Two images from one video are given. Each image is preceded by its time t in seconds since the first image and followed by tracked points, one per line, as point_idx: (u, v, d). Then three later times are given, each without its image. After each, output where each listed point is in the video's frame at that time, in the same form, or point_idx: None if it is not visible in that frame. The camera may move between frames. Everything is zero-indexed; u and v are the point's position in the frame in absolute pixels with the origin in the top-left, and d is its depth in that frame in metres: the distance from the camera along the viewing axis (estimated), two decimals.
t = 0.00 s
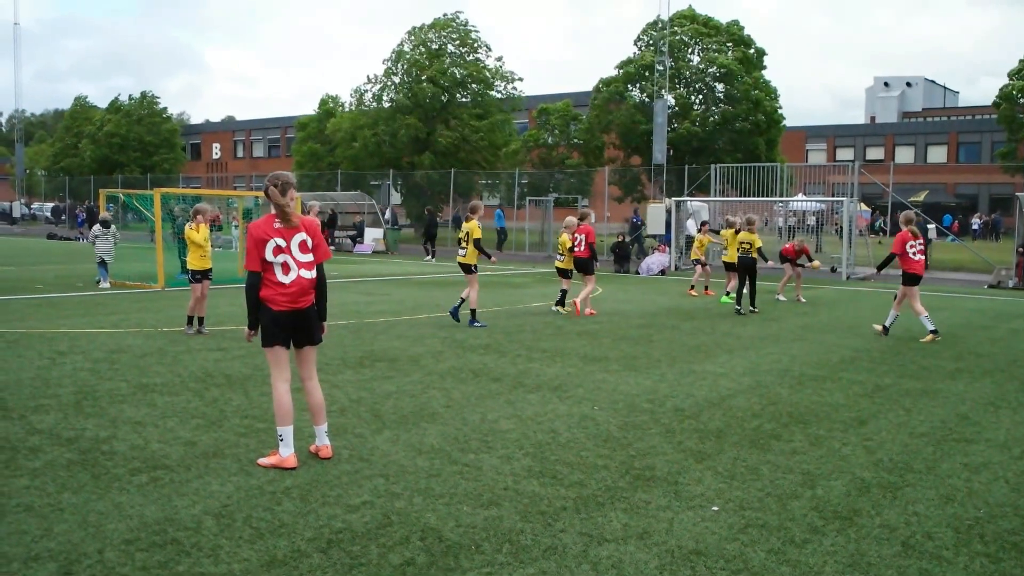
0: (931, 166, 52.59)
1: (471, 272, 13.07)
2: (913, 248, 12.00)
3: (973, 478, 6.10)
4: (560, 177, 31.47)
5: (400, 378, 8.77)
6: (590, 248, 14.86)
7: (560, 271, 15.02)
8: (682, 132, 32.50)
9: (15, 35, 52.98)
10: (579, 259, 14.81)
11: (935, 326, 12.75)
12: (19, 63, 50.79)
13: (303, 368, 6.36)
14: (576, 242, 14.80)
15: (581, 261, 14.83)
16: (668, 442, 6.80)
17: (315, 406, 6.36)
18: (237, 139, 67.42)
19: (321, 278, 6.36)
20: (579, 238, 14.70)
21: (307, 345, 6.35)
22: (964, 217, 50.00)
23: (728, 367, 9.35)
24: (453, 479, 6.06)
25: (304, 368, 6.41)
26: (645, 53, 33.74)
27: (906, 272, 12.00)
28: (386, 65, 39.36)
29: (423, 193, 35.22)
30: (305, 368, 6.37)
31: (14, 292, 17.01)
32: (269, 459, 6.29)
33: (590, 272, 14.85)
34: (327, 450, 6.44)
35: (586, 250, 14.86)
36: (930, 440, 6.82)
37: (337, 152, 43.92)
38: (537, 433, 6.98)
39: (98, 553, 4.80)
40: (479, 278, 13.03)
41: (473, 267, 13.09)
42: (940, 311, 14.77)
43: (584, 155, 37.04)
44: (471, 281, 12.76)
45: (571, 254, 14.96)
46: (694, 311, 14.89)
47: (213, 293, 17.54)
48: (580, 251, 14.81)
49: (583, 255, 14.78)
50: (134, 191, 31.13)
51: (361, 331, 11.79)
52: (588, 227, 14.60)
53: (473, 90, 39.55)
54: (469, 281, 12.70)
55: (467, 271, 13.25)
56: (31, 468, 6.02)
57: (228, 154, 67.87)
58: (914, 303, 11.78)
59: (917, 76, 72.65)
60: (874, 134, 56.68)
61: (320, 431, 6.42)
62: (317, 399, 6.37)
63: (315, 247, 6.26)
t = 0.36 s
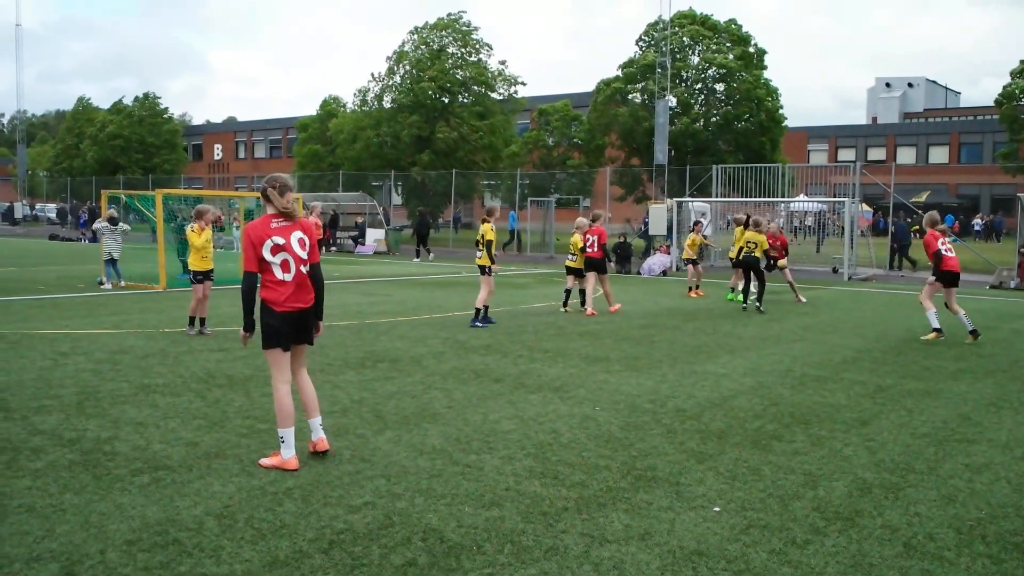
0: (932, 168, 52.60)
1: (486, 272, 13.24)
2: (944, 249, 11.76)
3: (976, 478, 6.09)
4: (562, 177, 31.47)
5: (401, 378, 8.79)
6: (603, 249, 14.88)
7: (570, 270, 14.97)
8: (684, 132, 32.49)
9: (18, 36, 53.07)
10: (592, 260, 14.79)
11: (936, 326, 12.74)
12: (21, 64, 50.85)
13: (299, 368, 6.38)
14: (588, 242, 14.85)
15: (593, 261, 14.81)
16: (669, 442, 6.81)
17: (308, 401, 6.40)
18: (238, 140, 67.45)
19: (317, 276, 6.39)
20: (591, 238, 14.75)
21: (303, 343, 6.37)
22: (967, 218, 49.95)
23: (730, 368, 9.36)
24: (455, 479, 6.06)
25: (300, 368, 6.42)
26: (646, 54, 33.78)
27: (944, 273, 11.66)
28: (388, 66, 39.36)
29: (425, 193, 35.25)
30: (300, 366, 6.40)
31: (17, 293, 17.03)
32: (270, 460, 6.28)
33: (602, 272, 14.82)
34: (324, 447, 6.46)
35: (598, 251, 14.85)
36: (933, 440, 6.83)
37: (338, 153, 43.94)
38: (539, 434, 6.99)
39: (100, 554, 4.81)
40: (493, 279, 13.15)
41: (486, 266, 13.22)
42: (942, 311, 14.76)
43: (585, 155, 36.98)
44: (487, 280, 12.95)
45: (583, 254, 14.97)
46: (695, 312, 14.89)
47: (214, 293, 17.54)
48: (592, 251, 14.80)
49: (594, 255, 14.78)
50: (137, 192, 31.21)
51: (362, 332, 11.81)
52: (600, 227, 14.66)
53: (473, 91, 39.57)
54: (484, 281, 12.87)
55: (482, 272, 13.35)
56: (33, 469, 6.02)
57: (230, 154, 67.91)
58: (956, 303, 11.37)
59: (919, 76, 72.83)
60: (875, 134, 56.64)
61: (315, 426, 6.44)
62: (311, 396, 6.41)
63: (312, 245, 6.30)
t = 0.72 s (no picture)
0: (939, 168, 52.58)
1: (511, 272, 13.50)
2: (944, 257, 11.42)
3: (983, 480, 6.08)
4: (567, 177, 31.44)
5: (407, 378, 8.79)
6: (619, 248, 15.07)
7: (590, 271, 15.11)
8: (689, 132, 32.46)
9: (26, 38, 53.28)
10: (610, 258, 14.97)
11: (944, 327, 12.71)
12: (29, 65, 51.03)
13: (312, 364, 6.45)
14: (605, 242, 15.02)
15: (611, 259, 15.04)
16: (675, 443, 6.81)
17: (315, 392, 6.55)
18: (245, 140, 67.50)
19: (325, 273, 6.40)
20: (607, 238, 14.92)
21: (317, 342, 6.39)
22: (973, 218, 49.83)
23: (736, 368, 9.35)
24: (462, 480, 6.06)
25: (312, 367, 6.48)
26: (651, 54, 33.78)
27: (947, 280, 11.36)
28: (393, 66, 39.38)
29: (431, 194, 35.30)
30: (313, 363, 6.45)
31: (24, 293, 17.09)
32: (278, 460, 6.29)
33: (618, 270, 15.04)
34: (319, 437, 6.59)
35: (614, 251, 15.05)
36: (939, 441, 6.83)
37: (344, 153, 43.98)
38: (545, 434, 6.99)
39: (107, 553, 4.82)
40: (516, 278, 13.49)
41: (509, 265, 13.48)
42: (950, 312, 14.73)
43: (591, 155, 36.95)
44: (512, 282, 13.36)
45: (600, 254, 15.08)
46: (701, 312, 14.87)
47: (220, 294, 17.54)
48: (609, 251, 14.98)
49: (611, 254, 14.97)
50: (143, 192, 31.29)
51: (369, 332, 11.82)
52: (616, 226, 14.80)
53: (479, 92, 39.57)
54: (510, 283, 13.31)
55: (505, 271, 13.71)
56: (40, 468, 6.04)
57: (236, 155, 67.99)
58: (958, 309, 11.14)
59: (925, 76, 72.62)
60: (881, 134, 56.57)
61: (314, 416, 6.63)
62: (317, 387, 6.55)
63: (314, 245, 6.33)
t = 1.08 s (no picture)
0: (982, 167, 51.66)
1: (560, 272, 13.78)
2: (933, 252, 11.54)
3: None
4: (604, 177, 31.37)
5: (445, 378, 8.83)
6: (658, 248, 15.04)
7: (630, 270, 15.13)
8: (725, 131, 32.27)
9: (71, 42, 54.44)
10: (647, 258, 14.92)
11: (988, 329, 12.49)
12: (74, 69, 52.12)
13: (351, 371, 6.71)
14: (641, 242, 15.02)
15: (647, 260, 14.99)
16: (713, 445, 6.77)
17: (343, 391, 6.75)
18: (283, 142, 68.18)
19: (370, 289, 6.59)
20: (642, 238, 14.93)
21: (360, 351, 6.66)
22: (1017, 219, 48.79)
23: (775, 370, 9.28)
24: (498, 480, 6.07)
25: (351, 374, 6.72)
26: (688, 53, 33.68)
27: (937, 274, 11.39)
28: (429, 67, 39.62)
29: (467, 195, 35.45)
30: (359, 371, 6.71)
31: (69, 292, 17.44)
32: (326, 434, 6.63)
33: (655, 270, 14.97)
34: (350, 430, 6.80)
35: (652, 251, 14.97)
36: (983, 446, 6.72)
37: (382, 154, 44.29)
38: (583, 435, 6.98)
39: (150, 548, 4.90)
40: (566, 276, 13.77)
41: (559, 265, 13.81)
42: (996, 314, 14.46)
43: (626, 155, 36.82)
44: (562, 277, 13.55)
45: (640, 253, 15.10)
46: (740, 313, 14.77)
47: (259, 294, 17.75)
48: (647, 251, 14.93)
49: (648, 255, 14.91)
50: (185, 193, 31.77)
51: (408, 332, 11.89)
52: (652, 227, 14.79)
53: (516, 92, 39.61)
54: (559, 279, 13.53)
55: (556, 271, 13.97)
56: (85, 464, 6.14)
57: (275, 156, 68.69)
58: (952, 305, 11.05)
59: (968, 74, 71.45)
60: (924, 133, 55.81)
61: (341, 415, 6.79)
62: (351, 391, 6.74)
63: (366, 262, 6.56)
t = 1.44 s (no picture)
0: (1009, 165, 51.06)
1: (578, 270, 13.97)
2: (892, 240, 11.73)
3: None
4: (626, 177, 31.31)
5: (468, 377, 8.84)
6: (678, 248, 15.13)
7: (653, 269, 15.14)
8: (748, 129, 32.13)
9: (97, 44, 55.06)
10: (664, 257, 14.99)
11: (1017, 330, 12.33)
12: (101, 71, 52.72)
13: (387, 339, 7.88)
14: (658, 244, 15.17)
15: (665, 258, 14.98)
16: (736, 445, 6.74)
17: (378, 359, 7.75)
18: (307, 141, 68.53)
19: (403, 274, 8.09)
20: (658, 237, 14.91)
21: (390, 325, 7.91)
22: None
23: (799, 370, 9.22)
24: (521, 479, 6.07)
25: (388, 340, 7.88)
26: (711, 51, 33.65)
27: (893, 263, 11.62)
28: (452, 67, 39.78)
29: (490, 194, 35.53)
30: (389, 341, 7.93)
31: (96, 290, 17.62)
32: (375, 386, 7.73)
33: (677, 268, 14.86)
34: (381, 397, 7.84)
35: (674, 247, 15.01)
36: (1011, 447, 6.65)
37: (405, 153, 44.39)
38: (606, 434, 6.98)
39: (175, 544, 4.94)
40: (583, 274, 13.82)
41: (575, 263, 13.85)
42: None
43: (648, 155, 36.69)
44: (582, 277, 13.54)
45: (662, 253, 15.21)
46: (763, 313, 14.70)
47: (283, 293, 17.84)
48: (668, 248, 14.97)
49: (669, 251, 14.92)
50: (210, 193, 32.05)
51: (429, 331, 11.90)
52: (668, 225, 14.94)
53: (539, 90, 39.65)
54: (578, 277, 13.52)
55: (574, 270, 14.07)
56: (112, 461, 6.21)
57: (298, 155, 69.07)
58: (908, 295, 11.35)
59: (996, 71, 70.73)
60: (950, 132, 55.27)
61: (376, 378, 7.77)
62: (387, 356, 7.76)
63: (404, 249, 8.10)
